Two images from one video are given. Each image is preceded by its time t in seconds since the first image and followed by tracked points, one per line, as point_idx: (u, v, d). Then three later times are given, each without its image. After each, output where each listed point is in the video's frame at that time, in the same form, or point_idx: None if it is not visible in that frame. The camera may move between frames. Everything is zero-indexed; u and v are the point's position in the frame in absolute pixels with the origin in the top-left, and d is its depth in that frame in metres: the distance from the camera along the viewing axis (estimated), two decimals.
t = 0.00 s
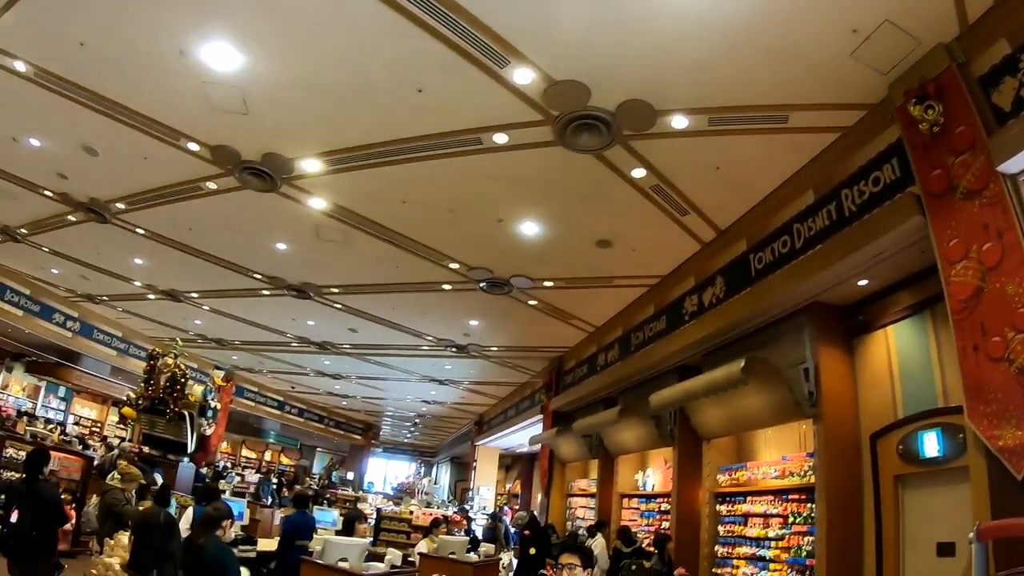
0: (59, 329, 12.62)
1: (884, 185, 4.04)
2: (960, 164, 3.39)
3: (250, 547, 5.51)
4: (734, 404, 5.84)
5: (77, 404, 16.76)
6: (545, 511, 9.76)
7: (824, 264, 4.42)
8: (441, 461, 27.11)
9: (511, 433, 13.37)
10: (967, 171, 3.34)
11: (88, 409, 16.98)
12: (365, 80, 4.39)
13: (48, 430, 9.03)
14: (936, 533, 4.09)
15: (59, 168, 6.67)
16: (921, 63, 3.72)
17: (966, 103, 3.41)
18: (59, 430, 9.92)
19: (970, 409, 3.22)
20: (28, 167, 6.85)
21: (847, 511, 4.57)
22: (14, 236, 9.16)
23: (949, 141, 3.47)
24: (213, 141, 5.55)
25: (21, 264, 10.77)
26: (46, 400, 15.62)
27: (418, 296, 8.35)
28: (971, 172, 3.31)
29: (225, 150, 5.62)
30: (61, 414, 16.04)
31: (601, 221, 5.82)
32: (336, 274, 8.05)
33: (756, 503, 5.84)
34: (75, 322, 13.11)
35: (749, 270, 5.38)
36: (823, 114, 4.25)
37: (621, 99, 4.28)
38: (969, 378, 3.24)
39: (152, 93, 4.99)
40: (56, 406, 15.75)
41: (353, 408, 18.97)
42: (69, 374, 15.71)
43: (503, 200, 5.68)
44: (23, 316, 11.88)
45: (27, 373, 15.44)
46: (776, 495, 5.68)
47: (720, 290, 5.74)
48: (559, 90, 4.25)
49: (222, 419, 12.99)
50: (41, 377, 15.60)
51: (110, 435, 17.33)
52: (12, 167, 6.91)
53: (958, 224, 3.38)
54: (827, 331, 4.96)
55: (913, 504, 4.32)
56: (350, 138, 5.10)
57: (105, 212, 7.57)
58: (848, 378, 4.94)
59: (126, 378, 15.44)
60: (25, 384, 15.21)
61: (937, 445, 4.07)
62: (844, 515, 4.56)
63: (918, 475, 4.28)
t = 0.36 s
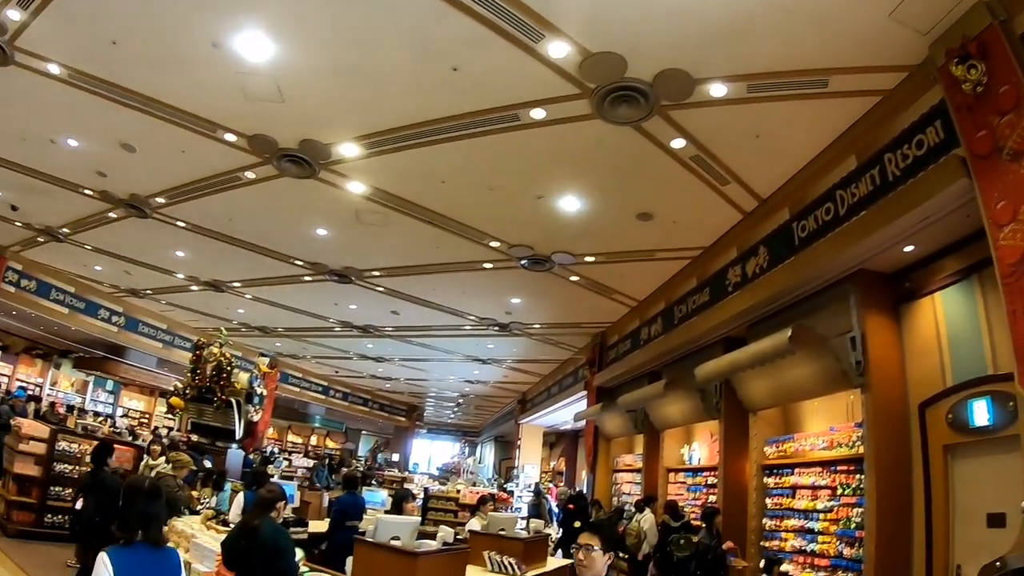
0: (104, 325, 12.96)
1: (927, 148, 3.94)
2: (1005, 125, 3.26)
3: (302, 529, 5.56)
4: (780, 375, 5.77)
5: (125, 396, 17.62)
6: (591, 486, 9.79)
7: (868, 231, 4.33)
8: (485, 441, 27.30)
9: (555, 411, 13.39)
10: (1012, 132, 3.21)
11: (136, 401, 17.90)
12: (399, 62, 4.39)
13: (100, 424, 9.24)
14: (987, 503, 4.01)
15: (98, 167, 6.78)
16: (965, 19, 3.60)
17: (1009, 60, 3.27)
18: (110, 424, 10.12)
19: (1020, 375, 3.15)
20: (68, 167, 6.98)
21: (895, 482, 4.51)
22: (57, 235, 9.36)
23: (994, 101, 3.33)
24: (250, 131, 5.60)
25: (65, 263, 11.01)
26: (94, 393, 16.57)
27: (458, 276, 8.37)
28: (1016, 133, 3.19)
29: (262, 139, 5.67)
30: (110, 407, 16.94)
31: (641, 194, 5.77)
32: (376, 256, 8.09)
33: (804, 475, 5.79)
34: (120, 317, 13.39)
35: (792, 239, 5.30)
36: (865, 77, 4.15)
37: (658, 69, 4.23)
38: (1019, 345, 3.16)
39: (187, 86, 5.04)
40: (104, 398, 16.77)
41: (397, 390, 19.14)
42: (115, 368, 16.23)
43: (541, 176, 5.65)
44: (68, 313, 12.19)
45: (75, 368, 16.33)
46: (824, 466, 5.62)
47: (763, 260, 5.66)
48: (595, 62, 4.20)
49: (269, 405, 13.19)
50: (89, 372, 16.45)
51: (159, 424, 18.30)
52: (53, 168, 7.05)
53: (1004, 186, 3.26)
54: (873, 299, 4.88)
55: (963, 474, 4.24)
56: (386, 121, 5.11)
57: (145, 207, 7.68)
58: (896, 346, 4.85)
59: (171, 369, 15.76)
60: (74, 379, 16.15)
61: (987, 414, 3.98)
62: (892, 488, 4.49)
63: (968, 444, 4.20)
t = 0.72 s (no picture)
0: (151, 321, 13.24)
1: (971, 109, 3.84)
2: None
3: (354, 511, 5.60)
4: (828, 345, 5.70)
5: (173, 389, 18.15)
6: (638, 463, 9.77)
7: (913, 196, 4.24)
8: (530, 420, 27.41)
9: (599, 389, 13.38)
10: None
11: (184, 394, 18.42)
12: (431, 45, 4.38)
13: (150, 416, 9.41)
14: None
15: (138, 166, 6.89)
16: None
17: None
18: (160, 416, 10.31)
19: None
20: (108, 168, 7.10)
21: (945, 452, 4.43)
22: (100, 236, 9.56)
23: None
24: (287, 121, 5.64)
25: (109, 262, 11.24)
26: (143, 388, 17.17)
27: (499, 256, 8.38)
28: None
29: (299, 129, 5.70)
30: (159, 400, 17.49)
31: (681, 167, 5.71)
32: (417, 240, 8.13)
33: (853, 447, 5.71)
34: (165, 312, 13.65)
35: (836, 207, 5.21)
36: (906, 39, 4.05)
37: (694, 38, 4.17)
38: None
39: (222, 80, 5.08)
40: (153, 393, 17.39)
41: (441, 373, 19.27)
42: (163, 363, 16.32)
43: (580, 153, 5.62)
44: (114, 311, 12.46)
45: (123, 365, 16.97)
46: (874, 438, 5.54)
47: (807, 230, 5.58)
48: (631, 34, 4.16)
49: (316, 392, 13.36)
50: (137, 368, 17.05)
51: (207, 415, 18.86)
52: (95, 169, 7.17)
53: None
54: (920, 266, 4.78)
55: (1015, 443, 4.16)
56: (422, 104, 5.11)
57: (186, 203, 7.79)
58: (945, 312, 4.75)
59: (217, 360, 16.06)
60: (122, 375, 16.84)
61: None
62: (941, 459, 4.42)
63: (1019, 412, 4.10)
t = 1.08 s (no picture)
0: (201, 317, 13.49)
1: (1020, 68, 3.72)
2: None
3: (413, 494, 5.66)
4: (881, 316, 5.60)
5: (225, 382, 18.50)
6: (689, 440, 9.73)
7: (963, 160, 4.13)
8: (579, 401, 27.42)
9: (648, 367, 13.34)
10: None
11: (236, 387, 18.77)
12: (468, 28, 4.38)
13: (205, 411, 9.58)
14: None
15: (182, 166, 6.99)
16: None
17: None
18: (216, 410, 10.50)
19: None
20: (153, 170, 7.22)
21: (1003, 421, 4.33)
22: (149, 236, 9.74)
23: None
24: (327, 112, 5.68)
25: (159, 262, 11.46)
26: (196, 383, 17.54)
27: (543, 237, 8.37)
28: None
29: (340, 119, 5.74)
30: (211, 395, 17.86)
31: (725, 138, 5.64)
32: (462, 224, 8.16)
33: (909, 418, 5.61)
34: (215, 308, 13.90)
35: (885, 174, 5.10)
36: None
37: (734, 7, 4.10)
38: None
39: (263, 76, 5.14)
40: (206, 387, 17.75)
41: (489, 357, 19.35)
42: (215, 358, 16.50)
43: (622, 129, 5.58)
44: (165, 310, 12.73)
45: (176, 361, 17.36)
46: (930, 409, 5.43)
47: (856, 198, 5.47)
48: (669, 6, 4.11)
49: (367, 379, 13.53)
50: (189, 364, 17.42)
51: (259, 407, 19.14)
52: (141, 172, 7.31)
53: None
54: (974, 231, 4.66)
55: None
56: (461, 88, 5.11)
57: (231, 199, 7.90)
58: (1000, 278, 4.63)
59: (267, 353, 16.35)
60: (175, 371, 17.28)
61: None
62: (999, 428, 4.32)
63: None
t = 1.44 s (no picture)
0: (241, 315, 13.65)
1: None
2: None
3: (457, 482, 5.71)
4: (924, 289, 5.52)
5: (267, 378, 18.73)
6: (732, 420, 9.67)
7: (1003, 127, 4.04)
8: (618, 385, 27.37)
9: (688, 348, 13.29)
10: None
11: (278, 381, 19.00)
12: (497, 14, 4.37)
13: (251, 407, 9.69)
14: None
15: (218, 166, 7.07)
16: None
17: None
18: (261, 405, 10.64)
19: None
20: (189, 172, 7.31)
21: None
22: (187, 237, 9.86)
23: None
24: (360, 106, 5.71)
25: (198, 262, 11.62)
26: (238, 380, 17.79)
27: (579, 221, 8.34)
28: None
29: (374, 112, 5.77)
30: (254, 391, 18.10)
31: (761, 114, 5.57)
32: (497, 211, 8.16)
33: (956, 393, 5.52)
34: (254, 305, 14.06)
35: (923, 144, 5.00)
36: None
37: None
38: None
39: (296, 73, 5.17)
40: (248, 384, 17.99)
41: (528, 343, 19.33)
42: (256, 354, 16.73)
43: (655, 109, 5.53)
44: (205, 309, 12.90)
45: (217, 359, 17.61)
46: (976, 383, 5.33)
47: (895, 169, 5.38)
48: None
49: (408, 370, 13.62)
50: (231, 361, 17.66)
51: (301, 401, 19.35)
52: (176, 175, 7.40)
53: None
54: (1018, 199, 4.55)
55: None
56: (492, 75, 5.11)
57: (267, 197, 7.97)
58: None
59: (307, 348, 16.51)
60: (217, 368, 17.52)
61: None
62: None
63: None
